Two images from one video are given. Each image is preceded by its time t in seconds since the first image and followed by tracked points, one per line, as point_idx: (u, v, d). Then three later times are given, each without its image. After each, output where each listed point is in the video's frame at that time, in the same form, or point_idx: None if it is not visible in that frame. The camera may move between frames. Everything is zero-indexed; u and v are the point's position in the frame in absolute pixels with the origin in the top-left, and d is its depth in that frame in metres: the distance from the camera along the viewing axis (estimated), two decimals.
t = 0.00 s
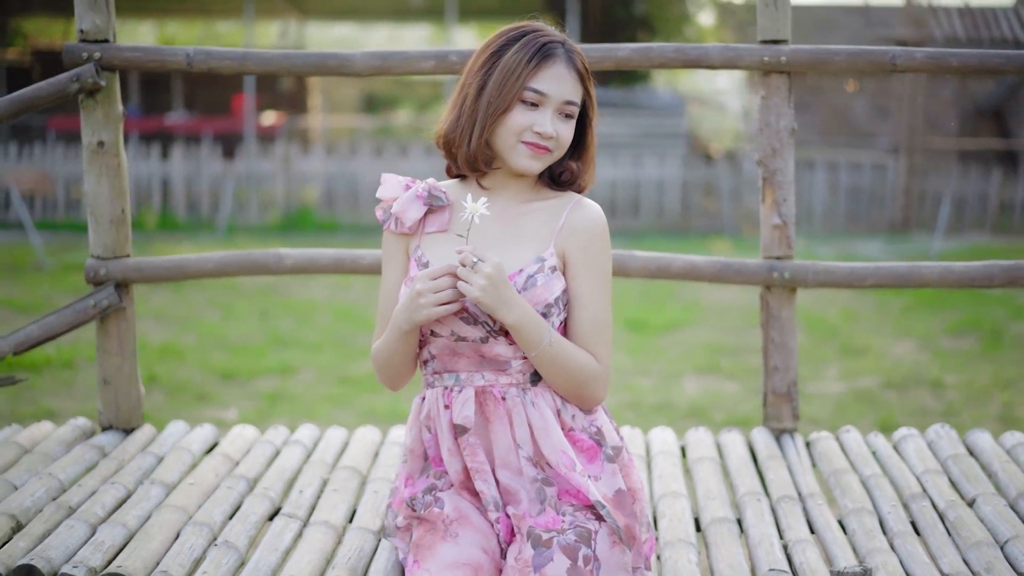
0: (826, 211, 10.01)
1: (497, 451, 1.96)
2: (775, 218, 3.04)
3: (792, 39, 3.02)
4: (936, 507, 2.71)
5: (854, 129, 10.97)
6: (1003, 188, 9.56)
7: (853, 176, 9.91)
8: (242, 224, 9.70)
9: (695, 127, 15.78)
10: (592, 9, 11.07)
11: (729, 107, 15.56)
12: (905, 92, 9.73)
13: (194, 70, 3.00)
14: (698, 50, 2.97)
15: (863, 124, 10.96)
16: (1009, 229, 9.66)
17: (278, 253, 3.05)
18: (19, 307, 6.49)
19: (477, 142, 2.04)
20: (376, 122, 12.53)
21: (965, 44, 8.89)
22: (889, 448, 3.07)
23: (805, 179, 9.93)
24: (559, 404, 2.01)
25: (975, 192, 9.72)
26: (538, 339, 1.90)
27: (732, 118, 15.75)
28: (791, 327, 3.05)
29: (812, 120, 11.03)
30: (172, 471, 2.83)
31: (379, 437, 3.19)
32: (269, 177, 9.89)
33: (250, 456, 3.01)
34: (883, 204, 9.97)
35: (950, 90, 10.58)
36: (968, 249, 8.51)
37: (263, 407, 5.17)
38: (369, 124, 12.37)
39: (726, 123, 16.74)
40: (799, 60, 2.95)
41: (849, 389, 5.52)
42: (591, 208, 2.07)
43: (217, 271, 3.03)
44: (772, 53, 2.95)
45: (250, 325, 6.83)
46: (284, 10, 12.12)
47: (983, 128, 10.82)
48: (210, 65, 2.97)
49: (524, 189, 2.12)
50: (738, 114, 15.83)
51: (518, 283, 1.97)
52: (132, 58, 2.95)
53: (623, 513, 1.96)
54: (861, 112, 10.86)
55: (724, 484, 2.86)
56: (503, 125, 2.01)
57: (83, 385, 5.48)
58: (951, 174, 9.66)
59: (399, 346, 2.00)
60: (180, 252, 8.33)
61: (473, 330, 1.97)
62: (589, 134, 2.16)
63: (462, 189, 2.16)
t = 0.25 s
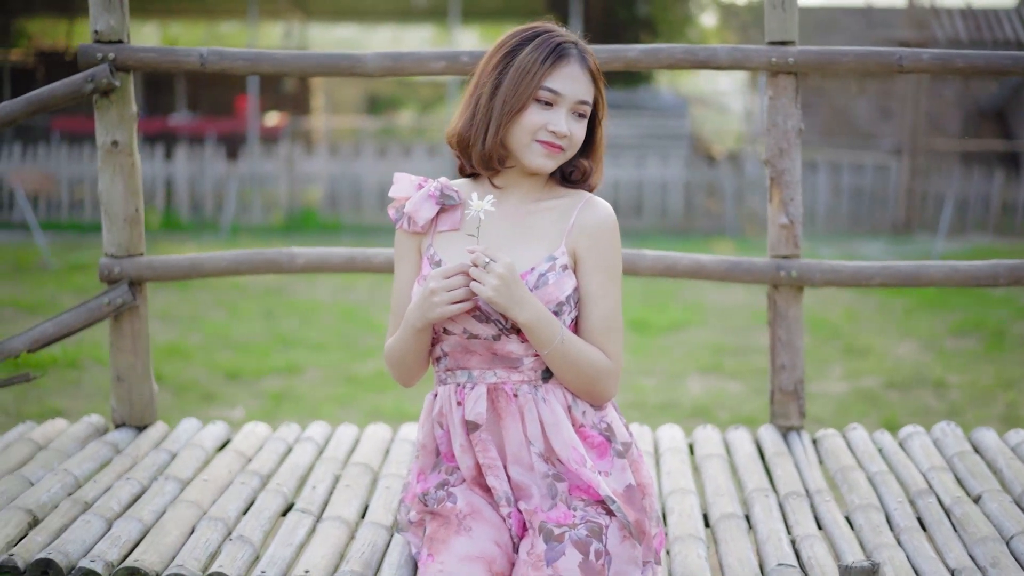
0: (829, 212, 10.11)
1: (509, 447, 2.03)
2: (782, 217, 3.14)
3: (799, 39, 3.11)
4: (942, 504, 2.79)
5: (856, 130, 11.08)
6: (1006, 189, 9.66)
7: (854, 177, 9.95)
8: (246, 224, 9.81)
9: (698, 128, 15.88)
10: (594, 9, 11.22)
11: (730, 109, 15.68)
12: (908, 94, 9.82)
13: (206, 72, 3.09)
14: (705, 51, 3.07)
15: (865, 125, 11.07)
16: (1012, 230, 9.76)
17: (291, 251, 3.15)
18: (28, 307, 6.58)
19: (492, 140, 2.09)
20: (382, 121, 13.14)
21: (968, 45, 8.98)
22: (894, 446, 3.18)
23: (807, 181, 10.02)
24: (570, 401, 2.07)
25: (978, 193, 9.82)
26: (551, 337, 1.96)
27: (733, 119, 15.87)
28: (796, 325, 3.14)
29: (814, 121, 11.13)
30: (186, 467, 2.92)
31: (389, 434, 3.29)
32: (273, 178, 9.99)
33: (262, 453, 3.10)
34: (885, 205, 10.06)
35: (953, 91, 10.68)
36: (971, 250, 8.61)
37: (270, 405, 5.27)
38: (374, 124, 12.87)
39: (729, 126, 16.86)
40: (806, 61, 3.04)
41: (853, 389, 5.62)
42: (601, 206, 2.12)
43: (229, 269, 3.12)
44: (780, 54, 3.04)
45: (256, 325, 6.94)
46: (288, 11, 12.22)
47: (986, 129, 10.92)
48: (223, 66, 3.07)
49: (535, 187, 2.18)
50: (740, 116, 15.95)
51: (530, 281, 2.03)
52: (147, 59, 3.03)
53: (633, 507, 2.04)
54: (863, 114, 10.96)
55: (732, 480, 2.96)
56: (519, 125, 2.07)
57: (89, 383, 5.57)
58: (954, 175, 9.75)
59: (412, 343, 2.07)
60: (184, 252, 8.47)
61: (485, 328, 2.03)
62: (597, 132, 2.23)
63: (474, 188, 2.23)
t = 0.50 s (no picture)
0: (828, 213, 10.25)
1: (518, 444, 2.11)
2: (786, 217, 3.25)
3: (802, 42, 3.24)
4: (945, 500, 2.88)
5: (856, 131, 11.21)
6: (1004, 190, 9.79)
7: (854, 178, 10.14)
8: (245, 224, 9.93)
9: (697, 129, 16.02)
10: (593, 10, 11.37)
11: (729, 111, 15.82)
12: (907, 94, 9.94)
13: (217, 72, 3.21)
14: (711, 54, 3.19)
15: (864, 127, 11.20)
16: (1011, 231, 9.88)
17: (301, 250, 3.26)
18: (32, 307, 6.67)
19: (504, 141, 2.16)
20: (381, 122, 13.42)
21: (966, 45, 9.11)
22: (897, 444, 3.27)
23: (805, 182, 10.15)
24: (577, 398, 2.16)
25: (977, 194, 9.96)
26: (560, 336, 2.04)
27: (731, 121, 16.01)
28: (800, 324, 3.28)
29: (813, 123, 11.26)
30: (197, 463, 3.03)
31: (398, 432, 3.38)
32: (272, 178, 10.13)
33: (272, 451, 3.20)
34: (884, 206, 10.20)
35: (952, 92, 10.81)
36: (969, 251, 8.75)
37: (272, 404, 5.37)
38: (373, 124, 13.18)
39: (728, 128, 17.01)
40: (809, 62, 3.16)
41: (852, 389, 5.73)
42: (608, 208, 2.20)
43: (238, 267, 3.24)
44: (784, 56, 3.16)
45: (258, 325, 7.08)
46: (288, 12, 12.33)
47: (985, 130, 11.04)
48: (233, 66, 3.21)
49: (543, 188, 2.26)
50: (739, 118, 16.09)
51: (539, 280, 2.11)
52: (156, 60, 3.17)
53: (640, 502, 2.11)
54: (863, 115, 11.09)
55: (736, 477, 3.05)
56: (530, 125, 2.14)
57: (91, 382, 5.66)
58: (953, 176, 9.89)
59: (423, 339, 2.14)
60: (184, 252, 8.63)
61: (495, 326, 2.11)
62: (603, 132, 2.30)
63: (484, 187, 2.30)
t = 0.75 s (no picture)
0: (822, 213, 10.43)
1: (524, 442, 2.16)
2: (786, 218, 3.33)
3: (802, 44, 3.32)
4: (944, 497, 2.92)
5: (852, 132, 11.36)
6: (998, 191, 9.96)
7: (849, 180, 10.31)
8: (242, 225, 10.04)
9: (692, 130, 16.19)
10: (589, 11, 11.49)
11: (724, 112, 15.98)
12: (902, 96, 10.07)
13: (225, 75, 3.30)
14: (713, 56, 3.27)
15: (860, 128, 11.35)
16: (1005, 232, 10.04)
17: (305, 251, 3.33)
18: (33, 307, 6.75)
19: (511, 143, 2.21)
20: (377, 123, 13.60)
21: (962, 47, 9.26)
22: (896, 443, 3.32)
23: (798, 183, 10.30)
24: (582, 397, 2.21)
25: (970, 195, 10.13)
26: (566, 336, 2.08)
27: (725, 121, 16.17)
28: (801, 324, 3.33)
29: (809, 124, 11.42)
30: (205, 461, 3.10)
31: (402, 431, 3.44)
32: (268, 178, 10.25)
33: (277, 448, 3.26)
34: (879, 207, 10.35)
35: (946, 94, 10.96)
36: (963, 251, 8.93)
37: (271, 404, 5.47)
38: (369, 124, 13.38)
39: (722, 128, 17.18)
40: (810, 65, 3.24)
41: (849, 389, 5.86)
42: (614, 208, 2.25)
43: (244, 268, 3.31)
44: (785, 60, 3.25)
45: (258, 324, 7.22)
46: (284, 14, 12.43)
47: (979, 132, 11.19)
48: (241, 69, 3.28)
49: (549, 189, 2.31)
50: (733, 118, 16.26)
51: (545, 281, 2.16)
52: (165, 62, 3.26)
53: (644, 500, 2.16)
54: (858, 116, 11.26)
55: (738, 474, 3.10)
56: (537, 127, 2.19)
57: (90, 382, 5.74)
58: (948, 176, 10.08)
59: (430, 339, 2.18)
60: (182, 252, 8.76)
61: (501, 326, 2.15)
62: (607, 135, 2.36)
63: (489, 188, 2.35)
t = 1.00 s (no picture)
0: (813, 213, 10.59)
1: (526, 442, 2.27)
2: (781, 218, 3.44)
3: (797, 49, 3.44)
4: (937, 495, 3.03)
5: (842, 133, 11.52)
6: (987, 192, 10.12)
7: (839, 180, 10.48)
8: (234, 225, 10.16)
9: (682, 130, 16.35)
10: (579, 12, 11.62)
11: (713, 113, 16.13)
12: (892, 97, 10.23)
13: (227, 78, 3.39)
14: (710, 60, 3.38)
15: (851, 129, 11.51)
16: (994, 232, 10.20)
17: (307, 251, 3.44)
18: (28, 308, 6.85)
19: (511, 145, 2.32)
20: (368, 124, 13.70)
21: (951, 47, 9.42)
22: (890, 441, 3.43)
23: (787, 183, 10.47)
24: (583, 396, 2.32)
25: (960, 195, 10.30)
26: (568, 336, 2.20)
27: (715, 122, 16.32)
28: (795, 323, 3.45)
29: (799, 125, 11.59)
30: (207, 461, 3.20)
31: (402, 429, 3.54)
32: (260, 179, 10.37)
33: (279, 448, 3.37)
34: (869, 207, 10.54)
35: (936, 96, 11.12)
36: (953, 251, 9.08)
37: (266, 404, 5.58)
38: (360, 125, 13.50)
39: (713, 129, 17.34)
40: (805, 68, 3.36)
41: (841, 388, 6.01)
42: (614, 210, 2.37)
43: (247, 268, 3.42)
44: (781, 63, 3.37)
45: (251, 324, 7.34)
46: (275, 15, 12.52)
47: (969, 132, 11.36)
48: (245, 72, 3.38)
49: (549, 192, 2.43)
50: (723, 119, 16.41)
51: (547, 282, 2.28)
52: (166, 65, 3.36)
53: (643, 497, 2.28)
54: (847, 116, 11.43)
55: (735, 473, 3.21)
56: (537, 129, 2.30)
57: (87, 382, 5.83)
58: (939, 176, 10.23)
59: (431, 341, 2.30)
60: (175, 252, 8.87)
61: (503, 328, 2.27)
62: (606, 139, 2.47)
63: (490, 192, 2.47)
